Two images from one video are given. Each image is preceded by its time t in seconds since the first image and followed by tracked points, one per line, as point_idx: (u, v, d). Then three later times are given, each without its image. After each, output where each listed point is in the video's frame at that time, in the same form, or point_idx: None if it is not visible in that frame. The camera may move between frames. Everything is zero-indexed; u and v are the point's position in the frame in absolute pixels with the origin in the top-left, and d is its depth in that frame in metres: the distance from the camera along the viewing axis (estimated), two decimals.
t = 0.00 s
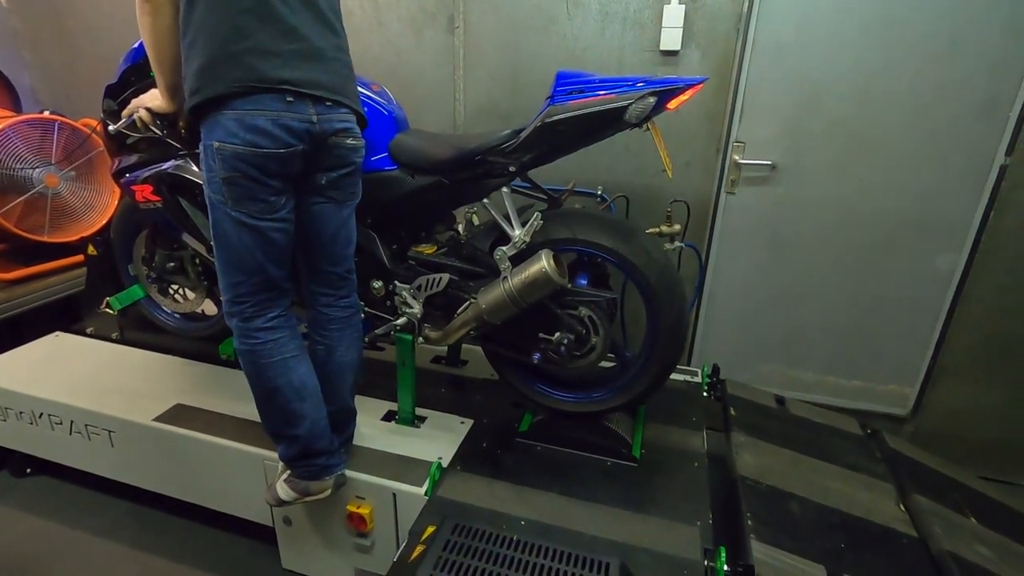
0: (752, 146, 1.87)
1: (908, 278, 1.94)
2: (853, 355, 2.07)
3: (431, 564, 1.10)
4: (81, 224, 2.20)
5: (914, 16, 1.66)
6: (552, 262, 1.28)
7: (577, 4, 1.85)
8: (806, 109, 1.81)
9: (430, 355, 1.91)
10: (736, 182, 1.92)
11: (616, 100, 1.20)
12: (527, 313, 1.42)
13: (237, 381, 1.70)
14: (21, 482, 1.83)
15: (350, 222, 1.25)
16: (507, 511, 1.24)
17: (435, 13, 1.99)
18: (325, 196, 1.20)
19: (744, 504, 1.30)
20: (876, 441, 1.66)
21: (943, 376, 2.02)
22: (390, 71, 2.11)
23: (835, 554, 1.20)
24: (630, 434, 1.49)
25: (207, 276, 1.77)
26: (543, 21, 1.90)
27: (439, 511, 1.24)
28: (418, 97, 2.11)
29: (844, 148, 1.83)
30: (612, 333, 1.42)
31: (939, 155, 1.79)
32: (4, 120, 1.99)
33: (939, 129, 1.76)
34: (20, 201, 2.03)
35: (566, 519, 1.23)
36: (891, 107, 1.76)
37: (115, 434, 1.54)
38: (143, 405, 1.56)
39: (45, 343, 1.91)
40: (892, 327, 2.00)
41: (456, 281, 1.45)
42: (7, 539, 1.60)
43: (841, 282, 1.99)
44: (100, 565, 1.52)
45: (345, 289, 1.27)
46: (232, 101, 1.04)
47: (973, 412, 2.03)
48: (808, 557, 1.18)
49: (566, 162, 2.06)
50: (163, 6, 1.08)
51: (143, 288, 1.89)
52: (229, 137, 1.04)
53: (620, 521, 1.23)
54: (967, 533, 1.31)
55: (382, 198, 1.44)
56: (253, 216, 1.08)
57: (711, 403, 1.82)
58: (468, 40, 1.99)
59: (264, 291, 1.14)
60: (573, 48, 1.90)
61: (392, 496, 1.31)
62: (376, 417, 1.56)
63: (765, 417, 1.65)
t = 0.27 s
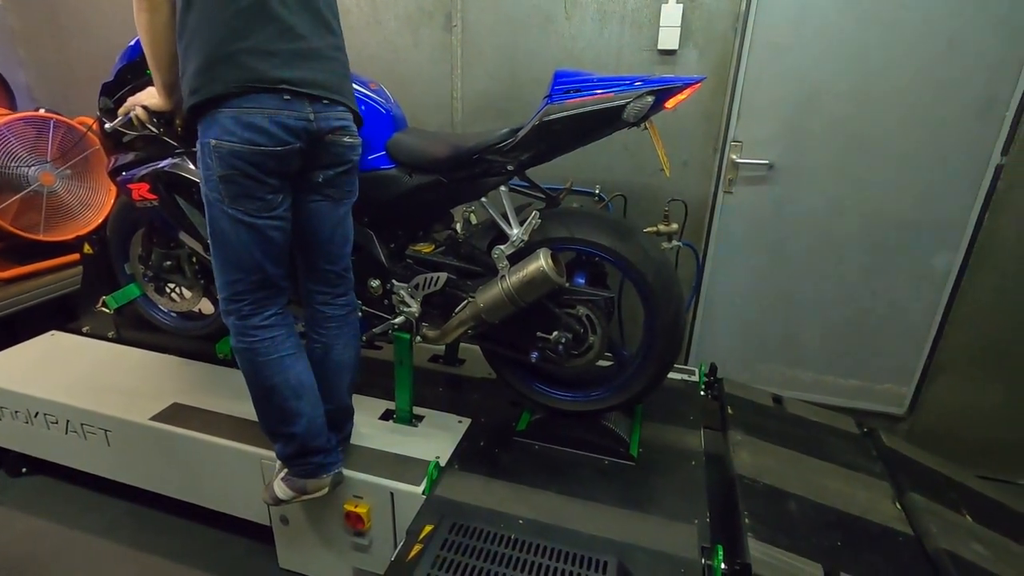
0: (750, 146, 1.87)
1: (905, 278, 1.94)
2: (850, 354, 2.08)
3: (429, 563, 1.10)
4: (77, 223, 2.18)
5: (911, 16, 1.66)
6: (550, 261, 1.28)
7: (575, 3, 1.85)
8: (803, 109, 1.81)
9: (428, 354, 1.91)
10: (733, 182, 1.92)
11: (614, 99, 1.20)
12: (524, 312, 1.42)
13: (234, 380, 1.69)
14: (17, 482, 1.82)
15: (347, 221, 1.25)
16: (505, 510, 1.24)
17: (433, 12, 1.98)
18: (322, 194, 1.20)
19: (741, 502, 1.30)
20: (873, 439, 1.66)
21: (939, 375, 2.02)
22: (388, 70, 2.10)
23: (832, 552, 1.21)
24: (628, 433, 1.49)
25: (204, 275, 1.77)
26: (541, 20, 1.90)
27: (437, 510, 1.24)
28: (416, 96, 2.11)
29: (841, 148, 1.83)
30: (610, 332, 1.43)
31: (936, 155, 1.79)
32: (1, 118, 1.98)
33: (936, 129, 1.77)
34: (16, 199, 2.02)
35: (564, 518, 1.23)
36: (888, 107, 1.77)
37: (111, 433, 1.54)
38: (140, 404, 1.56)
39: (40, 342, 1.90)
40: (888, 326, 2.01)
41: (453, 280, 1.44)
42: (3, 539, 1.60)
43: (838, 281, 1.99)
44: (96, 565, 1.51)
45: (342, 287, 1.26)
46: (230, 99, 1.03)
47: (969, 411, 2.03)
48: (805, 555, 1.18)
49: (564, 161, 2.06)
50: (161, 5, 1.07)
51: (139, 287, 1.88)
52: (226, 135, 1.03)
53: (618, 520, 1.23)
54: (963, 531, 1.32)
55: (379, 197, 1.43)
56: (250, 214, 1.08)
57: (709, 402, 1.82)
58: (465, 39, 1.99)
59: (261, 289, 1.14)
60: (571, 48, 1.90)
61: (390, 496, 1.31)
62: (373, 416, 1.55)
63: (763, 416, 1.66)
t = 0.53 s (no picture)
0: (747, 145, 1.87)
1: (902, 277, 1.95)
2: (847, 353, 2.08)
3: (426, 562, 1.09)
4: (73, 221, 2.17)
5: (908, 16, 1.67)
6: (547, 260, 1.28)
7: (573, 3, 1.85)
8: (801, 109, 1.81)
9: (425, 354, 1.90)
10: (731, 181, 1.92)
11: (611, 98, 1.20)
12: (522, 311, 1.42)
13: (231, 380, 1.69)
14: (11, 482, 1.81)
15: (345, 219, 1.24)
16: (503, 510, 1.24)
17: (431, 11, 1.98)
18: (320, 193, 1.19)
19: (738, 501, 1.30)
20: (869, 438, 1.67)
21: (935, 374, 2.03)
22: (385, 69, 2.10)
23: (829, 551, 1.21)
24: (626, 432, 1.49)
25: (200, 274, 1.77)
26: (539, 19, 1.90)
27: (434, 509, 1.23)
28: (413, 94, 2.11)
29: (838, 147, 1.83)
30: (608, 331, 1.43)
31: (932, 155, 1.80)
32: None
33: (932, 129, 1.77)
34: (10, 197, 2.02)
35: (561, 517, 1.23)
36: (885, 107, 1.77)
37: (107, 433, 1.53)
38: (136, 404, 1.55)
39: (36, 341, 1.89)
40: (885, 325, 2.01)
41: (451, 279, 1.44)
42: None
43: (835, 281, 2.00)
44: (92, 565, 1.51)
45: (340, 286, 1.26)
46: (227, 97, 1.03)
47: (965, 410, 2.04)
48: (802, 554, 1.18)
49: (562, 160, 2.06)
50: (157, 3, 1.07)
51: (135, 285, 1.87)
52: (224, 133, 1.03)
53: (616, 519, 1.23)
54: (959, 529, 1.32)
55: (377, 196, 1.43)
56: (248, 212, 1.07)
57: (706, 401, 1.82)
58: (463, 37, 1.98)
59: (259, 287, 1.13)
60: (569, 47, 1.90)
61: (388, 495, 1.30)
62: (371, 415, 1.55)
63: (760, 415, 1.66)
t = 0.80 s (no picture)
0: (743, 146, 1.88)
1: (896, 277, 1.95)
2: (841, 353, 2.09)
3: (422, 562, 1.09)
4: (67, 221, 2.15)
5: (903, 17, 1.68)
6: (544, 260, 1.28)
7: (569, 3, 1.86)
8: (796, 109, 1.82)
9: (421, 354, 1.90)
10: (726, 181, 1.93)
11: (608, 98, 1.20)
12: (519, 311, 1.42)
13: (226, 380, 1.68)
14: (4, 482, 1.80)
15: (342, 218, 1.24)
16: (499, 510, 1.24)
17: (427, 10, 1.98)
18: (317, 192, 1.19)
19: (734, 500, 1.31)
20: (864, 438, 1.68)
21: (929, 374, 2.04)
22: (381, 68, 2.09)
23: (824, 550, 1.21)
24: (622, 431, 1.49)
25: (195, 274, 1.75)
26: (535, 19, 1.90)
27: (430, 509, 1.23)
28: (409, 94, 2.10)
29: (834, 148, 1.84)
30: (605, 331, 1.43)
31: (926, 155, 1.81)
32: None
33: (926, 130, 1.78)
34: (4, 197, 2.00)
35: (557, 517, 1.23)
36: (880, 107, 1.78)
37: (102, 434, 1.52)
38: (131, 404, 1.55)
39: (29, 341, 1.88)
40: (880, 325, 2.02)
41: (447, 279, 1.44)
42: None
43: (830, 281, 2.00)
44: (85, 566, 1.50)
45: (337, 285, 1.26)
46: (225, 95, 1.02)
47: (958, 409, 2.05)
48: (797, 553, 1.19)
49: (558, 160, 2.06)
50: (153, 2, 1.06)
51: (130, 285, 1.86)
52: (221, 131, 1.02)
53: (612, 519, 1.24)
54: (952, 528, 1.33)
55: (373, 195, 1.43)
56: (245, 211, 1.07)
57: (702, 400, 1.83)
58: (459, 37, 1.98)
59: (255, 286, 1.13)
60: (566, 47, 1.90)
61: (383, 495, 1.30)
62: (367, 415, 1.55)
63: (755, 415, 1.66)
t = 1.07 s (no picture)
0: (738, 147, 1.89)
1: (890, 278, 1.97)
2: (835, 353, 2.10)
3: (417, 562, 1.09)
4: (60, 221, 2.14)
5: (896, 20, 1.69)
6: (539, 261, 1.28)
7: (565, 4, 1.86)
8: (791, 111, 1.83)
9: (417, 354, 1.90)
10: (721, 182, 1.94)
11: (603, 99, 1.20)
12: (515, 311, 1.42)
13: (221, 380, 1.67)
14: None
15: (338, 218, 1.24)
16: (494, 510, 1.24)
17: (423, 11, 1.98)
18: (313, 192, 1.19)
19: (728, 500, 1.31)
20: (857, 438, 1.69)
21: (922, 374, 2.05)
22: (377, 69, 2.09)
23: (817, 549, 1.22)
24: (617, 432, 1.50)
25: (191, 274, 1.75)
26: (531, 20, 1.90)
27: (426, 510, 1.23)
28: (405, 95, 2.10)
29: (828, 149, 1.85)
30: (600, 332, 1.43)
31: (919, 157, 1.82)
32: None
33: (920, 132, 1.79)
34: None
35: (553, 517, 1.24)
36: (874, 110, 1.79)
37: (95, 434, 1.52)
38: (125, 404, 1.54)
39: (22, 341, 1.87)
40: (873, 326, 2.03)
41: (442, 279, 1.44)
42: None
43: (824, 282, 2.01)
44: (78, 567, 1.49)
45: (333, 285, 1.26)
46: (221, 94, 1.02)
47: (950, 410, 2.07)
48: (790, 553, 1.19)
49: (554, 160, 2.06)
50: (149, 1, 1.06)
51: (124, 285, 1.85)
52: (217, 130, 1.02)
53: (607, 519, 1.24)
54: (944, 527, 1.33)
55: (369, 196, 1.42)
56: (241, 210, 1.07)
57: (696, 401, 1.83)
58: (456, 38, 1.98)
59: (251, 286, 1.13)
60: (562, 48, 1.91)
61: (379, 496, 1.30)
62: (362, 416, 1.55)
63: (749, 415, 1.67)
